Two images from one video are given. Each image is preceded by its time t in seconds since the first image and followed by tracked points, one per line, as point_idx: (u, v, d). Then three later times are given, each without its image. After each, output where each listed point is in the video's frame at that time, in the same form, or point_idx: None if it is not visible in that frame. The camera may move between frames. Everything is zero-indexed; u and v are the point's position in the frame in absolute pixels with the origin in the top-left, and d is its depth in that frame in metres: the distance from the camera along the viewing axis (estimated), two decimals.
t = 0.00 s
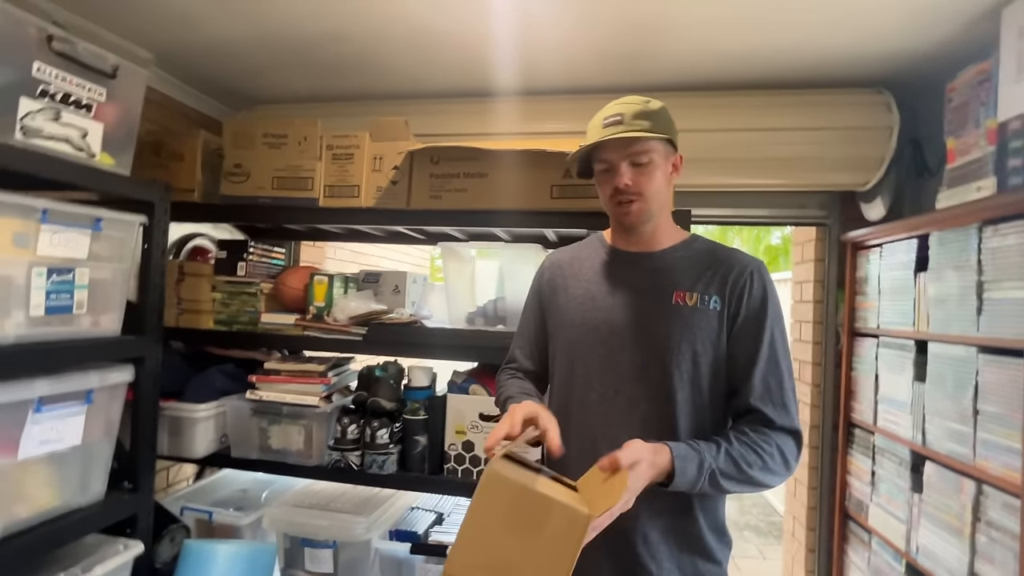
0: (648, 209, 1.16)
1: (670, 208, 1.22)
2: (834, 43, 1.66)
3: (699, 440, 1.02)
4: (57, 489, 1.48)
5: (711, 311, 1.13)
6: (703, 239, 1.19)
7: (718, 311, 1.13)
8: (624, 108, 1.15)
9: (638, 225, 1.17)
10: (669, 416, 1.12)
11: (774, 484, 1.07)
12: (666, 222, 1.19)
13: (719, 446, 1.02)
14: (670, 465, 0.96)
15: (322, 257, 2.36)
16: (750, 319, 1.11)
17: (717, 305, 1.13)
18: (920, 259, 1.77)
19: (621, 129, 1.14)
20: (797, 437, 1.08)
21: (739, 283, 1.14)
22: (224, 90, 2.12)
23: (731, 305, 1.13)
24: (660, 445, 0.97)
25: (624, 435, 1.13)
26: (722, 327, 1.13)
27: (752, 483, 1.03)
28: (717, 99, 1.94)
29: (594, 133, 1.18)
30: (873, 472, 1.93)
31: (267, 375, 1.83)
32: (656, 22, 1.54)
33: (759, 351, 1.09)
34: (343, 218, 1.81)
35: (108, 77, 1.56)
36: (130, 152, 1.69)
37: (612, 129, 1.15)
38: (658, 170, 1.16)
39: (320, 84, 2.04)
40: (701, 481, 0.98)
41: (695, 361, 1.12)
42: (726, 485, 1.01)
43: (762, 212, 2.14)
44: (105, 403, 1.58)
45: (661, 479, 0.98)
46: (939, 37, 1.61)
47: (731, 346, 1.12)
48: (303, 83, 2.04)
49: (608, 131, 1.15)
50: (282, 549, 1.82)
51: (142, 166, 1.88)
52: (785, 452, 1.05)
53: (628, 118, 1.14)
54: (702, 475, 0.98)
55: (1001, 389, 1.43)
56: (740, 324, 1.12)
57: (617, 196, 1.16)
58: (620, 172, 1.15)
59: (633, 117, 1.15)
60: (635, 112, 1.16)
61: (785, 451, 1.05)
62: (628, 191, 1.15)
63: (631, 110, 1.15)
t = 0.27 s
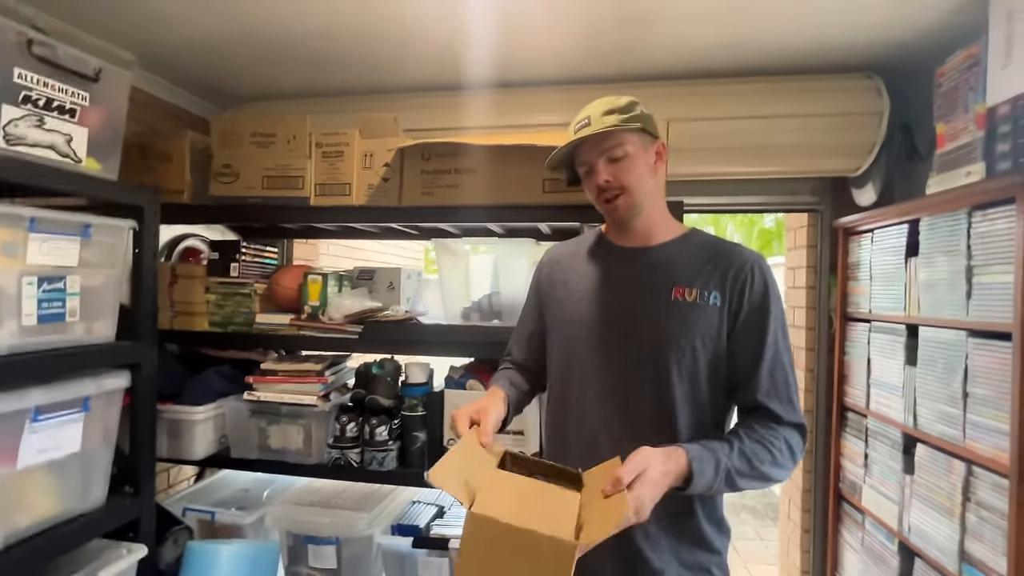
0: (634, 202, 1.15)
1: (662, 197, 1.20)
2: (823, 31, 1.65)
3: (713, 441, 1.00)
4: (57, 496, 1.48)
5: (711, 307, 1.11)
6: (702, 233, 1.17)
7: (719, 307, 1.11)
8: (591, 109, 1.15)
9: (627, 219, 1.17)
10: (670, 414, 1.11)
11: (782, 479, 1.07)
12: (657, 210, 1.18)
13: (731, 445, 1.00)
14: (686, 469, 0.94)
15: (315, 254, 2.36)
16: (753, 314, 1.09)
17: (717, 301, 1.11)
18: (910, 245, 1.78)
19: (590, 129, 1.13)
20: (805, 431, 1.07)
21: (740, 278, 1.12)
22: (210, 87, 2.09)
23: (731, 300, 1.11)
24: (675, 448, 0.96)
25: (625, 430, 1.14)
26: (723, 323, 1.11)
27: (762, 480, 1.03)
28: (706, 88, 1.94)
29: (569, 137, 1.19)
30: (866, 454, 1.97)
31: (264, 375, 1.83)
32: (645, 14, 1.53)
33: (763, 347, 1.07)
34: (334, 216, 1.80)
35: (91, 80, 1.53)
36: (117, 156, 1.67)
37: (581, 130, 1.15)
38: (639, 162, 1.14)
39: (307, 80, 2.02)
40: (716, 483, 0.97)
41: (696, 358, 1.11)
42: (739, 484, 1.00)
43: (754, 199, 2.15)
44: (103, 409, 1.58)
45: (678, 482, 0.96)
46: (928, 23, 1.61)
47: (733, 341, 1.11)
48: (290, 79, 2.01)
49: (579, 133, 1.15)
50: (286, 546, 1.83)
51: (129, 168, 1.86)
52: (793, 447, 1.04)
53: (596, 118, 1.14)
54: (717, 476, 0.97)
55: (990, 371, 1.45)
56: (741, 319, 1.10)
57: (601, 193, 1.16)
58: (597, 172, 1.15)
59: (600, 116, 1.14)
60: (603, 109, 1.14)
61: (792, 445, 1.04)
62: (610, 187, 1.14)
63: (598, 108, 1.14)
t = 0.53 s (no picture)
0: (635, 177, 1.14)
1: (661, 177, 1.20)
2: (815, 7, 1.64)
3: (720, 397, 1.00)
4: (55, 485, 1.47)
5: (709, 280, 1.11)
6: (697, 208, 1.17)
7: (716, 280, 1.11)
8: (598, 81, 1.14)
9: (627, 195, 1.16)
10: (671, 389, 1.11)
11: (813, 437, 1.04)
12: (657, 188, 1.17)
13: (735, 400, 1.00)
14: (694, 428, 0.94)
15: (309, 243, 2.35)
16: (752, 283, 1.09)
17: (714, 275, 1.11)
18: (903, 223, 1.80)
19: (596, 102, 1.12)
20: (824, 386, 1.05)
21: (737, 250, 1.11)
22: (197, 71, 2.06)
23: (730, 272, 1.11)
24: (676, 407, 0.96)
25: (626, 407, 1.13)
26: (722, 296, 1.11)
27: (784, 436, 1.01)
28: (699, 68, 1.94)
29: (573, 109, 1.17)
30: (858, 430, 2.00)
31: (260, 362, 1.82)
32: None
33: (766, 313, 1.06)
34: (327, 201, 1.78)
35: (75, 64, 1.50)
36: (105, 141, 1.65)
37: (587, 101, 1.13)
38: (642, 138, 1.14)
39: (296, 64, 2.00)
40: (728, 439, 0.96)
41: (696, 332, 1.11)
42: (757, 442, 0.99)
43: (747, 180, 2.16)
44: (98, 397, 1.57)
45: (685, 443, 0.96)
46: None
47: (733, 313, 1.11)
48: (279, 63, 1.99)
49: (584, 105, 1.14)
50: (287, 532, 1.85)
51: (117, 155, 1.83)
52: (811, 401, 1.02)
53: (603, 91, 1.13)
54: (727, 433, 0.96)
55: (978, 344, 1.47)
56: (740, 291, 1.10)
57: (602, 167, 1.15)
58: (601, 145, 1.14)
59: (607, 88, 1.13)
60: (610, 82, 1.14)
61: (811, 399, 1.02)
62: (611, 161, 1.13)
63: (605, 81, 1.13)
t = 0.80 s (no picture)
0: (641, 163, 1.13)
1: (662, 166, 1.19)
2: None
3: (735, 385, 0.97)
4: (46, 482, 1.45)
5: (710, 271, 1.10)
6: (696, 199, 1.16)
7: (716, 270, 1.10)
8: (610, 64, 1.13)
9: (631, 181, 1.14)
10: (672, 379, 1.10)
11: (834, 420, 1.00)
12: (660, 176, 1.16)
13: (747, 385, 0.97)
14: (709, 419, 0.90)
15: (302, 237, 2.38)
16: (754, 269, 1.07)
17: (714, 265, 1.10)
18: (898, 213, 1.80)
19: (608, 84, 1.11)
20: (838, 367, 1.03)
21: (737, 240, 1.10)
22: (187, 62, 2.04)
23: (731, 261, 1.10)
24: (686, 397, 0.93)
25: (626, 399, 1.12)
26: (722, 286, 1.10)
27: (805, 419, 0.97)
28: (695, 58, 1.93)
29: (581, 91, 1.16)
30: (853, 420, 2.01)
31: (254, 357, 1.81)
32: None
33: (770, 298, 1.05)
34: (320, 193, 1.76)
35: (61, 53, 1.47)
36: (93, 133, 1.62)
37: (599, 83, 1.12)
38: (650, 125, 1.13)
39: (288, 54, 1.97)
40: (746, 428, 0.93)
41: (695, 323, 1.10)
42: (777, 428, 0.96)
43: (742, 171, 2.16)
44: (90, 393, 1.55)
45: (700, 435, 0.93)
46: None
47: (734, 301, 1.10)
48: (270, 53, 1.96)
49: (595, 87, 1.12)
50: (282, 526, 1.85)
51: (106, 147, 1.80)
52: (827, 381, 1.00)
53: (614, 74, 1.11)
54: (744, 421, 0.92)
55: (973, 334, 1.47)
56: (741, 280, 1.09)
57: (608, 151, 1.13)
58: (609, 129, 1.12)
59: (619, 72, 1.11)
60: (622, 67, 1.13)
61: (826, 379, 1.00)
62: (619, 145, 1.11)
63: (617, 65, 1.12)
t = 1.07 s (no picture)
0: (646, 169, 1.14)
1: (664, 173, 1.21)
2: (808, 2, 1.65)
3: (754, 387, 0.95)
4: (48, 486, 1.45)
5: (710, 277, 1.11)
6: (696, 206, 1.17)
7: (717, 276, 1.11)
8: (622, 68, 1.13)
9: (635, 186, 1.15)
10: (671, 384, 1.11)
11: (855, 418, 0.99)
12: (663, 183, 1.17)
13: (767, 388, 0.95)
14: (733, 424, 0.88)
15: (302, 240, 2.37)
16: (755, 274, 1.08)
17: (715, 271, 1.11)
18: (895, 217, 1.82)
19: (618, 89, 1.12)
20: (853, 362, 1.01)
21: (737, 246, 1.11)
22: (188, 66, 2.05)
23: (732, 266, 1.11)
24: (710, 402, 0.91)
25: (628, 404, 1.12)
26: (723, 291, 1.11)
27: (829, 420, 0.95)
28: (693, 63, 1.94)
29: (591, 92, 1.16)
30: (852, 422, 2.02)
31: (255, 360, 1.82)
32: None
33: (776, 301, 1.05)
34: (321, 197, 1.77)
35: (63, 58, 1.47)
36: (95, 137, 1.63)
37: (609, 87, 1.12)
38: (656, 132, 1.14)
39: (288, 58, 1.98)
40: (769, 432, 0.90)
41: (695, 328, 1.10)
42: (801, 430, 0.93)
43: (741, 175, 2.18)
44: (91, 397, 1.56)
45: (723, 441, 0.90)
46: None
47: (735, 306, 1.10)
48: (271, 57, 1.97)
49: (604, 91, 1.13)
50: (283, 529, 1.86)
51: (107, 151, 1.81)
52: (845, 377, 0.97)
53: (625, 78, 1.12)
54: (767, 425, 0.90)
55: (969, 336, 1.48)
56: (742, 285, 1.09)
57: (614, 156, 1.13)
58: (616, 132, 1.13)
59: (629, 77, 1.12)
60: (632, 72, 1.13)
61: (845, 375, 0.98)
62: (626, 150, 1.12)
63: (628, 70, 1.13)
